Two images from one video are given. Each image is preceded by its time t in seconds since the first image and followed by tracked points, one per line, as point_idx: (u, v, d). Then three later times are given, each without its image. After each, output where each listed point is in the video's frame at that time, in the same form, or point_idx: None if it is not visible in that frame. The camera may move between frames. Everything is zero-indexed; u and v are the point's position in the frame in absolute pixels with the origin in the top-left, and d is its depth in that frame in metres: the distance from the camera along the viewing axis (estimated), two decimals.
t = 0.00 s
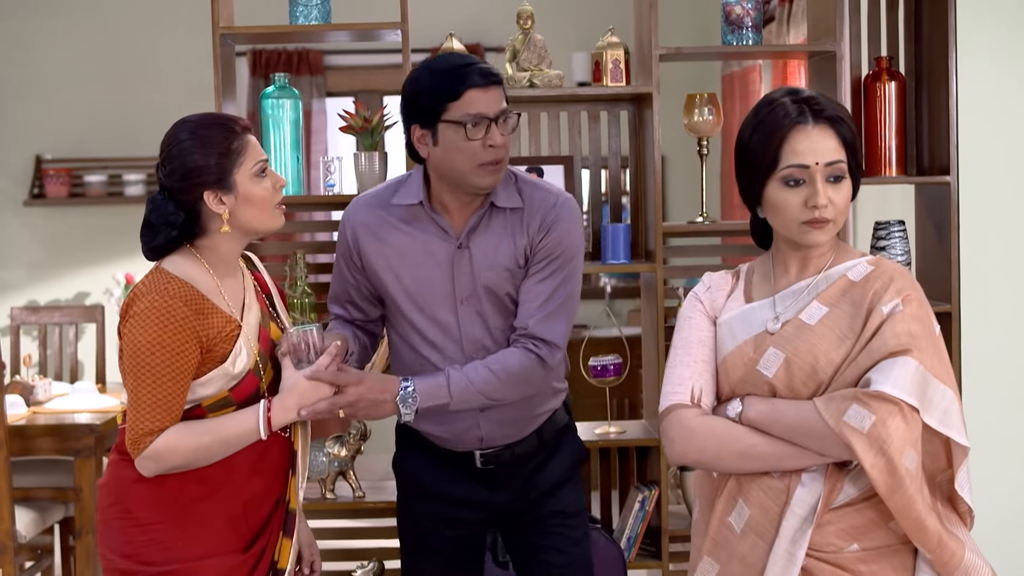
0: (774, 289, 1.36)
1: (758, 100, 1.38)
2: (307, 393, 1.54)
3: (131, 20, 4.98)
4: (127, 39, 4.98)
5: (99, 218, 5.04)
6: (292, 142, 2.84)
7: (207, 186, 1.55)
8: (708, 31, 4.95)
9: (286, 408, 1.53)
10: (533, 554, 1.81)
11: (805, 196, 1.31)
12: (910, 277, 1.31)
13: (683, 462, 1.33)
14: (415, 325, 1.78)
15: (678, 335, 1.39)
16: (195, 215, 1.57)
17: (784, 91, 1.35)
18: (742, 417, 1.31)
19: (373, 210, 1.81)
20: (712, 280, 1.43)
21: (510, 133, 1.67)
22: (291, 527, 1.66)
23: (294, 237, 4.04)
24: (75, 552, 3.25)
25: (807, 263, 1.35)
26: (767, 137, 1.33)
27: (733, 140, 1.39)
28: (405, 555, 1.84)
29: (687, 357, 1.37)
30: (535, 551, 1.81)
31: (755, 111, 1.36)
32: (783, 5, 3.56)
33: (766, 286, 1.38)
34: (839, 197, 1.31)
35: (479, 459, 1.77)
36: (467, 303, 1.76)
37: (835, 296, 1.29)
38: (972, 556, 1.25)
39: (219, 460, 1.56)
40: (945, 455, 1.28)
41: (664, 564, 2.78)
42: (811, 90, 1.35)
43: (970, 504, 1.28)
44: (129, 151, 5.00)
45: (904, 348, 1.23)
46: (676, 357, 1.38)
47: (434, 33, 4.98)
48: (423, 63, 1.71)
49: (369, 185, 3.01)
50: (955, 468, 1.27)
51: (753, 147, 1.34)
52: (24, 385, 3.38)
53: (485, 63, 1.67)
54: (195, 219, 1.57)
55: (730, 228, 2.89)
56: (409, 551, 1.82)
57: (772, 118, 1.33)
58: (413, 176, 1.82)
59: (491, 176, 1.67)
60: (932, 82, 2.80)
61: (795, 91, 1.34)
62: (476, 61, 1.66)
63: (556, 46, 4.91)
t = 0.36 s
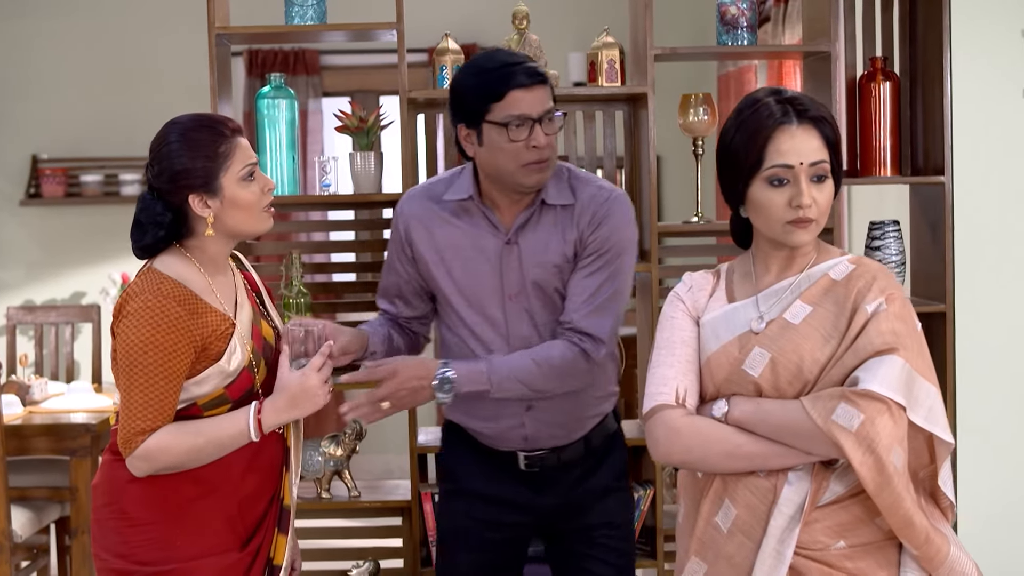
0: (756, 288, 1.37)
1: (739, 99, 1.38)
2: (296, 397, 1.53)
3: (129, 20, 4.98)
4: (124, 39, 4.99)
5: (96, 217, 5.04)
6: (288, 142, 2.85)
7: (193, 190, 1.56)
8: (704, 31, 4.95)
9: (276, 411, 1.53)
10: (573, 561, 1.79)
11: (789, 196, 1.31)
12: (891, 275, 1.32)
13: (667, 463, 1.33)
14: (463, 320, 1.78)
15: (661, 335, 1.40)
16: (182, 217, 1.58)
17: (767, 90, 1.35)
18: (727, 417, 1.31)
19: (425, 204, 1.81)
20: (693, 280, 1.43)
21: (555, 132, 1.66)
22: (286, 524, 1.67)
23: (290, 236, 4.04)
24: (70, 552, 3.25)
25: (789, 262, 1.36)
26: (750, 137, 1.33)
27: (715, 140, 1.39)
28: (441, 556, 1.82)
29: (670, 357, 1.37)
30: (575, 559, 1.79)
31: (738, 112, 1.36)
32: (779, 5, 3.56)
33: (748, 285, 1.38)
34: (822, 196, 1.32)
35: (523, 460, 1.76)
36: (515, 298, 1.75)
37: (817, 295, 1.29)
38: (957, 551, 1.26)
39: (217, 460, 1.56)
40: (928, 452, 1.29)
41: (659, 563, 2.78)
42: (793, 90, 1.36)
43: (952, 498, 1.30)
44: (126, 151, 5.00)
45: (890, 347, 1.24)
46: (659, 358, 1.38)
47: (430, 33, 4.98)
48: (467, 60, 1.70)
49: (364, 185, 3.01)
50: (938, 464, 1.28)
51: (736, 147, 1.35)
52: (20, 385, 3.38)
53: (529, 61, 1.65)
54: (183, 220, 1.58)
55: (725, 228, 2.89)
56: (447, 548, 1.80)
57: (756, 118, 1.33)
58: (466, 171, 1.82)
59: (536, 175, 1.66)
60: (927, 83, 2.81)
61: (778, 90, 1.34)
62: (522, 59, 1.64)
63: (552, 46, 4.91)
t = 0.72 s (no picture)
0: (741, 288, 1.37)
1: (725, 100, 1.39)
2: (286, 399, 1.53)
3: (131, 21, 4.99)
4: (126, 40, 4.99)
5: (96, 218, 5.05)
6: (287, 143, 2.85)
7: (190, 190, 1.56)
8: (703, 31, 4.95)
9: (266, 412, 1.53)
10: (595, 566, 1.75)
11: (771, 197, 1.32)
12: (876, 276, 1.32)
13: (652, 462, 1.34)
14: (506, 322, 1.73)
15: (647, 334, 1.40)
16: (178, 217, 1.59)
17: (752, 91, 1.36)
18: (713, 417, 1.31)
19: (449, 209, 1.75)
20: (679, 279, 1.44)
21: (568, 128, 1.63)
22: (285, 524, 1.67)
23: (290, 237, 4.05)
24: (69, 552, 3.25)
25: (773, 264, 1.36)
26: (733, 138, 1.34)
27: (701, 142, 1.39)
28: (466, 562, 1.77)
29: (655, 356, 1.37)
30: (596, 563, 1.75)
31: (722, 113, 1.37)
32: (778, 6, 3.56)
33: (733, 286, 1.38)
34: (805, 197, 1.32)
35: (554, 459, 1.72)
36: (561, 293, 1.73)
37: (801, 296, 1.30)
38: (941, 550, 1.27)
39: (215, 460, 1.56)
40: (912, 452, 1.30)
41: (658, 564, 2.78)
42: (778, 91, 1.36)
43: (936, 498, 1.30)
44: (126, 152, 5.01)
45: (873, 347, 1.24)
46: (644, 356, 1.38)
47: (429, 34, 4.98)
48: (477, 59, 1.68)
49: (363, 186, 3.01)
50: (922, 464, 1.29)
51: (720, 147, 1.35)
52: (20, 385, 3.38)
53: (540, 57, 1.62)
54: (179, 220, 1.59)
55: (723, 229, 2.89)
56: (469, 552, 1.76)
57: (738, 119, 1.33)
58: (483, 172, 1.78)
59: (552, 171, 1.63)
60: (925, 84, 2.81)
61: (762, 91, 1.35)
62: (533, 56, 1.62)
63: (551, 47, 4.91)
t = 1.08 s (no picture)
0: (723, 288, 1.37)
1: (705, 101, 1.39)
2: (275, 399, 1.52)
3: (123, 20, 4.98)
4: (117, 39, 4.98)
5: (87, 218, 5.04)
6: (279, 143, 2.85)
7: (178, 190, 1.56)
8: (695, 32, 4.95)
9: (255, 413, 1.53)
10: (563, 566, 1.77)
11: (750, 198, 1.32)
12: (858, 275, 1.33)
13: (636, 462, 1.34)
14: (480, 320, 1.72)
15: (629, 334, 1.39)
16: (167, 216, 1.58)
17: (732, 92, 1.36)
18: (697, 417, 1.32)
19: (417, 209, 1.73)
20: (661, 278, 1.43)
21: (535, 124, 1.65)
22: (276, 524, 1.66)
23: (281, 237, 4.04)
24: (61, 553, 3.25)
25: (755, 265, 1.36)
26: (713, 139, 1.34)
27: (681, 142, 1.40)
28: None
29: (639, 356, 1.36)
30: (562, 561, 1.77)
31: (702, 114, 1.37)
32: (769, 6, 3.56)
33: (715, 285, 1.39)
34: (784, 198, 1.33)
35: (524, 461, 1.73)
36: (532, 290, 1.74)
37: (784, 295, 1.30)
38: (923, 547, 1.28)
39: (204, 460, 1.56)
40: (894, 450, 1.30)
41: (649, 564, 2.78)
42: (758, 91, 1.36)
43: (918, 496, 1.30)
44: (118, 152, 5.00)
45: (856, 347, 1.25)
46: (628, 357, 1.37)
47: (421, 34, 4.98)
48: (442, 56, 1.68)
49: (355, 186, 3.01)
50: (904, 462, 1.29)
51: (699, 148, 1.36)
52: (11, 385, 3.38)
53: (505, 53, 1.63)
54: (167, 219, 1.58)
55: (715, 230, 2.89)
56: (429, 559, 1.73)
57: (718, 120, 1.34)
58: (444, 172, 1.76)
59: (520, 169, 1.64)
60: (916, 85, 2.81)
61: (741, 92, 1.35)
62: (498, 52, 1.63)
63: (543, 47, 4.92)
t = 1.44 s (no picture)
0: (719, 287, 1.37)
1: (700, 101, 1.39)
2: (273, 399, 1.52)
3: (125, 21, 4.98)
4: (118, 40, 4.99)
5: (89, 218, 5.04)
6: (280, 143, 2.85)
7: (172, 191, 1.56)
8: (696, 32, 4.95)
9: (252, 413, 1.52)
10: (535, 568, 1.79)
11: (744, 198, 1.32)
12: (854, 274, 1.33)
13: (634, 464, 1.33)
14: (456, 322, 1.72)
15: (626, 335, 1.38)
16: (162, 218, 1.59)
17: (727, 93, 1.36)
18: (695, 417, 1.32)
19: (394, 209, 1.70)
20: (656, 277, 1.43)
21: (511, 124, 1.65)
22: (276, 524, 1.66)
23: (283, 237, 4.05)
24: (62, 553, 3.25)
25: (751, 265, 1.36)
26: (708, 139, 1.34)
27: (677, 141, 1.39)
28: None
29: (636, 357, 1.36)
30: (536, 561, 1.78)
31: (696, 114, 1.37)
32: (771, 6, 3.56)
33: (712, 285, 1.38)
34: (779, 198, 1.33)
35: (499, 463, 1.71)
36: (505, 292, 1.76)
37: (780, 295, 1.30)
38: (921, 545, 1.28)
39: (202, 461, 1.56)
40: (891, 447, 1.30)
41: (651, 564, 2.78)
42: (754, 92, 1.36)
43: (914, 494, 1.30)
44: (120, 152, 5.01)
45: (855, 347, 1.25)
46: (625, 357, 1.37)
47: (422, 34, 4.98)
48: (417, 54, 1.66)
49: (357, 186, 3.01)
50: (901, 460, 1.29)
51: (695, 147, 1.35)
52: (13, 386, 3.38)
53: (482, 53, 1.62)
54: (162, 220, 1.59)
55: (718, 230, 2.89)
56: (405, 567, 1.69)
57: (714, 120, 1.34)
58: (418, 172, 1.74)
59: (496, 168, 1.65)
60: (918, 85, 2.81)
61: (737, 93, 1.35)
62: (476, 52, 1.62)
63: (544, 47, 4.91)
